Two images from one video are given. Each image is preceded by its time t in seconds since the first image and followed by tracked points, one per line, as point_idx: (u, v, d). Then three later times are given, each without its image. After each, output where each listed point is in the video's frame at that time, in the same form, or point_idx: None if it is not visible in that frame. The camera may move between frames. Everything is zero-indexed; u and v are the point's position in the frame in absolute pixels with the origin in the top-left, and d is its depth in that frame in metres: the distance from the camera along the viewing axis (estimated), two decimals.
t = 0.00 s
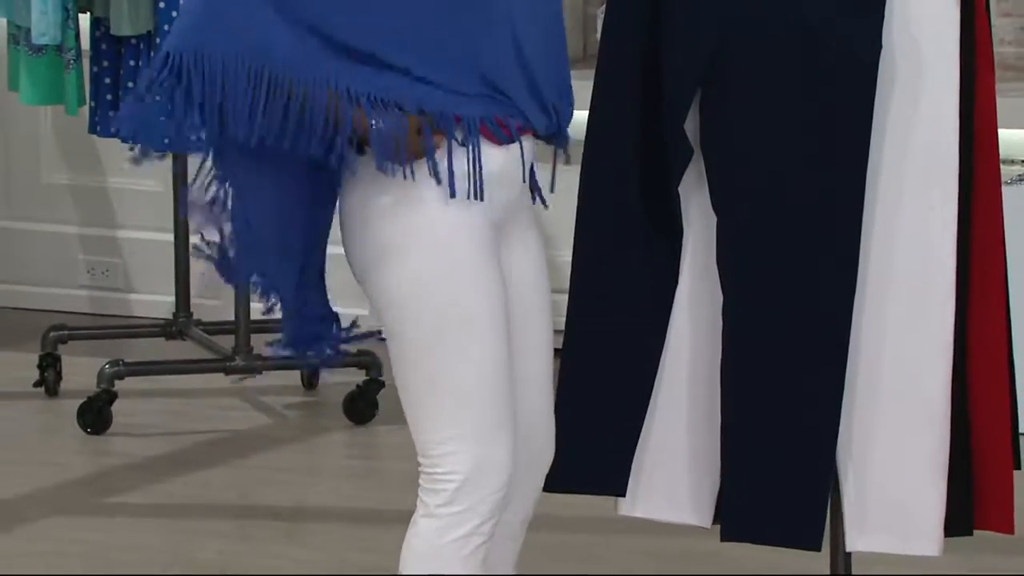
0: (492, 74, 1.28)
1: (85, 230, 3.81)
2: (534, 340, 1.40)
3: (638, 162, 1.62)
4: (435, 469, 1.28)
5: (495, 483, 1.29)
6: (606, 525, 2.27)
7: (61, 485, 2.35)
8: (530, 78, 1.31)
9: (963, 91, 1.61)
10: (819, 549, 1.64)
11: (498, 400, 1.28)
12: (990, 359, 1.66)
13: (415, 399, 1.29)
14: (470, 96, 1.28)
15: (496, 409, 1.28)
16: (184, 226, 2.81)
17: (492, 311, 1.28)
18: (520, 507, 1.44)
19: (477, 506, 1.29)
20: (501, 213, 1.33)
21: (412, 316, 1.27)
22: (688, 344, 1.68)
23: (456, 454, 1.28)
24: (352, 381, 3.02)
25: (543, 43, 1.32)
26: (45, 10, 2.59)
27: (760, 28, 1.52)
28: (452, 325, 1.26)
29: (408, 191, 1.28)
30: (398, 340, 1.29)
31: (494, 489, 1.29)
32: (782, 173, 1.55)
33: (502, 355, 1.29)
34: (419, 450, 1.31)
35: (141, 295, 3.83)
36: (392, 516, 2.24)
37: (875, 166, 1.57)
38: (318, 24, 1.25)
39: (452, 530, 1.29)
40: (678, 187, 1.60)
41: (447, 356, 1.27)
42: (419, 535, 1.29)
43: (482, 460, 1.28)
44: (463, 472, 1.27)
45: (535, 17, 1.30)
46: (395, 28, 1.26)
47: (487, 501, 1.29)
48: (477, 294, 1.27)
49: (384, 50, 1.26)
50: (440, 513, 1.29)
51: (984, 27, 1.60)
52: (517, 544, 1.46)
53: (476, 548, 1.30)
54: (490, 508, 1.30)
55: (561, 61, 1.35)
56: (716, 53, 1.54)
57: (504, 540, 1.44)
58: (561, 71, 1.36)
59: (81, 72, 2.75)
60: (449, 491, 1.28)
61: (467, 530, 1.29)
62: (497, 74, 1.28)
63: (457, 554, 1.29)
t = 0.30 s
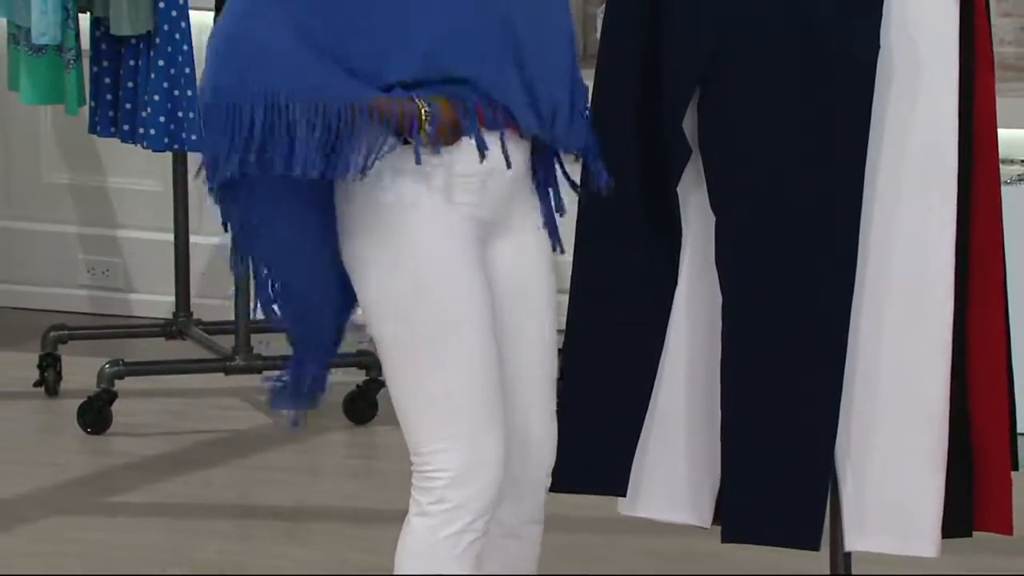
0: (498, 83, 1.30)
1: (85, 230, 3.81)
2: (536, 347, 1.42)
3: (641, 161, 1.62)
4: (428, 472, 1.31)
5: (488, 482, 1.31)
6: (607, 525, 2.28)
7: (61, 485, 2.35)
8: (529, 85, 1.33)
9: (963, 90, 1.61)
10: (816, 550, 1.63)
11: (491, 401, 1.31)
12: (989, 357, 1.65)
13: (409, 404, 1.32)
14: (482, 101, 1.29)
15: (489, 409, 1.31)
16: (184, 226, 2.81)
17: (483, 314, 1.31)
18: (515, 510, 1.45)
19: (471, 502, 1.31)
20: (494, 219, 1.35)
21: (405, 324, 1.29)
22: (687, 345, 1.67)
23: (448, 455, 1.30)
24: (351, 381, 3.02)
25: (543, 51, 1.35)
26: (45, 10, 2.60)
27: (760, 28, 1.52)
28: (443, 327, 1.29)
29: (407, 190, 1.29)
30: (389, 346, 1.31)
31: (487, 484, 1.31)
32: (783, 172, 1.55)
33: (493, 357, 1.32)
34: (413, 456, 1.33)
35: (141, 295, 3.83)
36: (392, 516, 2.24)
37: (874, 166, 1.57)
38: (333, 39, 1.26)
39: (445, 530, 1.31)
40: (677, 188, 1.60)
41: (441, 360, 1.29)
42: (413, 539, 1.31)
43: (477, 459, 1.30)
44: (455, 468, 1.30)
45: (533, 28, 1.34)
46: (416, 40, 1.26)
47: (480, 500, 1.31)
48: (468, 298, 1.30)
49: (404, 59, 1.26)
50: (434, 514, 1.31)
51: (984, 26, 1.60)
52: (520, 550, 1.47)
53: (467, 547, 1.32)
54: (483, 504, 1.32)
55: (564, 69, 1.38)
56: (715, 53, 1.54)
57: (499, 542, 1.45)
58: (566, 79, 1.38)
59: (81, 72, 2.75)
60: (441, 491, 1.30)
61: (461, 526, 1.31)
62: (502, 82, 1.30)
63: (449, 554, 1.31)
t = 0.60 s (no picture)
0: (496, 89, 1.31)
1: (85, 230, 3.81)
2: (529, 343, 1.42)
3: (642, 163, 1.62)
4: (419, 462, 1.30)
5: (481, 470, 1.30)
6: (606, 526, 2.27)
7: (60, 485, 2.35)
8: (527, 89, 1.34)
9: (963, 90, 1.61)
10: (814, 550, 1.63)
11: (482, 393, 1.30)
12: (989, 358, 1.65)
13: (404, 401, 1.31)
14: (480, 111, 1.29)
15: (481, 400, 1.30)
16: (184, 225, 2.81)
17: (474, 308, 1.31)
18: (508, 502, 1.46)
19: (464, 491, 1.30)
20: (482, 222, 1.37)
21: (403, 323, 1.30)
22: (686, 345, 1.67)
23: (438, 443, 1.29)
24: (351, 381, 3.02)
25: (542, 53, 1.34)
26: (45, 10, 2.59)
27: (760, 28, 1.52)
28: (434, 324, 1.29)
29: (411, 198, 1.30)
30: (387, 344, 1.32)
31: (479, 473, 1.30)
32: (783, 171, 1.55)
33: (486, 352, 1.32)
34: (407, 454, 1.33)
35: (141, 295, 3.83)
36: (392, 516, 2.24)
37: (874, 165, 1.57)
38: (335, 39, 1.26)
39: (439, 520, 1.29)
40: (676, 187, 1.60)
41: (431, 354, 1.29)
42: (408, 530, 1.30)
43: (469, 448, 1.29)
44: (445, 458, 1.29)
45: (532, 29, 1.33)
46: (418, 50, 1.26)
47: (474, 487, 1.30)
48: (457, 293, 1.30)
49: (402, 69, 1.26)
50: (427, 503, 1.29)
51: (984, 25, 1.59)
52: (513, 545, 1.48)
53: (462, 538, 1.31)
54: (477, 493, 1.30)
55: (563, 73, 1.38)
56: (714, 53, 1.54)
57: (491, 535, 1.45)
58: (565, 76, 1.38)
59: (81, 72, 2.75)
60: (432, 482, 1.29)
61: (454, 516, 1.30)
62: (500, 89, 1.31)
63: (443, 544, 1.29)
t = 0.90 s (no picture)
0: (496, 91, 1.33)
1: (86, 230, 3.81)
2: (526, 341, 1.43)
3: (646, 164, 1.62)
4: (387, 458, 1.32)
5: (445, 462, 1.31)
6: (607, 526, 2.27)
7: (60, 484, 2.35)
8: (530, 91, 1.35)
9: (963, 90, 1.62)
10: (817, 549, 1.63)
11: (451, 384, 1.32)
12: (990, 358, 1.66)
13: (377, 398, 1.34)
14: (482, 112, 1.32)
15: (439, 395, 1.31)
16: (184, 225, 2.80)
17: (446, 305, 1.32)
18: (503, 499, 1.45)
19: (421, 485, 1.31)
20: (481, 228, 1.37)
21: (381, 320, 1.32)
22: (688, 345, 1.68)
23: (401, 435, 1.31)
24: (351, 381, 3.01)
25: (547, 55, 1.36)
26: (45, 9, 2.59)
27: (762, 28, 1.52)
28: (407, 320, 1.31)
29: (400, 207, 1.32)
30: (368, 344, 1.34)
31: (437, 467, 1.31)
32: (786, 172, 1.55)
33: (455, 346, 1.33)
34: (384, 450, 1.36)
35: (141, 295, 3.83)
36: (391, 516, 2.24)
37: (876, 166, 1.58)
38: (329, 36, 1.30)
39: (404, 514, 1.31)
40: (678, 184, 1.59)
41: (402, 348, 1.31)
42: (375, 525, 1.32)
43: (428, 437, 1.31)
44: (403, 452, 1.31)
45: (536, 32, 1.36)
46: (418, 51, 1.30)
47: (438, 479, 1.31)
48: (427, 291, 1.31)
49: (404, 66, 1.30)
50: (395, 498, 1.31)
51: (985, 27, 1.60)
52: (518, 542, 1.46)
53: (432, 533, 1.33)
54: (437, 486, 1.32)
55: (572, 77, 1.39)
56: (715, 53, 1.54)
57: (491, 533, 1.45)
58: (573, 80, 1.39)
59: (81, 72, 2.75)
60: (399, 476, 1.31)
61: (414, 510, 1.31)
62: (496, 89, 1.33)
63: (411, 540, 1.31)
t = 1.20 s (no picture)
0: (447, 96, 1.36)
1: (86, 230, 3.81)
2: (529, 342, 1.44)
3: (649, 163, 1.62)
4: (371, 458, 1.37)
5: (425, 462, 1.35)
6: (608, 527, 2.27)
7: (60, 484, 2.35)
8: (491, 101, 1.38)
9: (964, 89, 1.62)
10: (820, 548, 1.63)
11: (432, 384, 1.36)
12: (993, 359, 1.66)
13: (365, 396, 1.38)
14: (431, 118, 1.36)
15: (422, 398, 1.35)
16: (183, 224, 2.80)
17: (436, 307, 1.36)
18: (501, 498, 1.46)
19: (402, 486, 1.35)
20: (475, 232, 1.39)
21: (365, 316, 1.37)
22: (691, 344, 1.68)
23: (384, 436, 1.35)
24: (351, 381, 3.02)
25: (512, 65, 1.39)
26: (45, 9, 2.59)
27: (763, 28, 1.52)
28: (393, 323, 1.35)
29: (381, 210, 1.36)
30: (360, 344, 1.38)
31: (417, 469, 1.35)
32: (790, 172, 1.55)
33: (438, 348, 1.36)
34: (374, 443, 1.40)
35: (140, 295, 3.82)
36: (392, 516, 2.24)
37: (879, 166, 1.58)
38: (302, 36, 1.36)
39: (383, 513, 1.36)
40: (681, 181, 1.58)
41: (388, 350, 1.35)
42: (360, 522, 1.37)
43: (408, 437, 1.35)
44: (384, 452, 1.35)
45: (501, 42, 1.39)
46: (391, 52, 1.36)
47: (419, 481, 1.35)
48: (415, 294, 1.34)
49: (362, 69, 1.36)
50: (377, 497, 1.36)
51: (985, 26, 1.60)
52: (515, 542, 1.47)
53: (414, 532, 1.37)
54: (417, 488, 1.36)
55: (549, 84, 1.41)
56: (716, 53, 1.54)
57: (491, 532, 1.46)
58: (548, 91, 1.41)
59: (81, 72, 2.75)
60: (382, 477, 1.36)
61: (396, 509, 1.36)
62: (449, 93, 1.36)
63: (392, 539, 1.35)
